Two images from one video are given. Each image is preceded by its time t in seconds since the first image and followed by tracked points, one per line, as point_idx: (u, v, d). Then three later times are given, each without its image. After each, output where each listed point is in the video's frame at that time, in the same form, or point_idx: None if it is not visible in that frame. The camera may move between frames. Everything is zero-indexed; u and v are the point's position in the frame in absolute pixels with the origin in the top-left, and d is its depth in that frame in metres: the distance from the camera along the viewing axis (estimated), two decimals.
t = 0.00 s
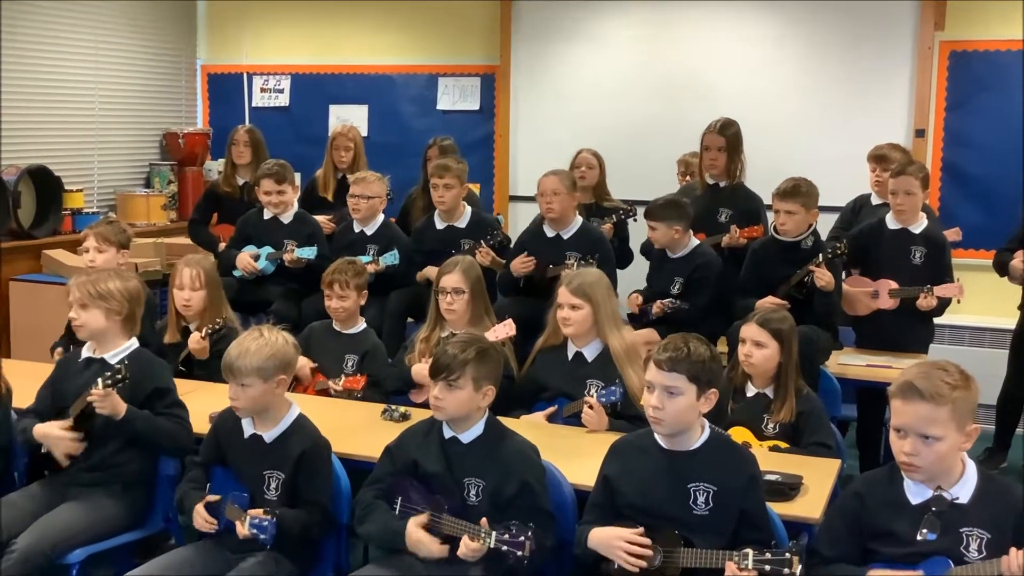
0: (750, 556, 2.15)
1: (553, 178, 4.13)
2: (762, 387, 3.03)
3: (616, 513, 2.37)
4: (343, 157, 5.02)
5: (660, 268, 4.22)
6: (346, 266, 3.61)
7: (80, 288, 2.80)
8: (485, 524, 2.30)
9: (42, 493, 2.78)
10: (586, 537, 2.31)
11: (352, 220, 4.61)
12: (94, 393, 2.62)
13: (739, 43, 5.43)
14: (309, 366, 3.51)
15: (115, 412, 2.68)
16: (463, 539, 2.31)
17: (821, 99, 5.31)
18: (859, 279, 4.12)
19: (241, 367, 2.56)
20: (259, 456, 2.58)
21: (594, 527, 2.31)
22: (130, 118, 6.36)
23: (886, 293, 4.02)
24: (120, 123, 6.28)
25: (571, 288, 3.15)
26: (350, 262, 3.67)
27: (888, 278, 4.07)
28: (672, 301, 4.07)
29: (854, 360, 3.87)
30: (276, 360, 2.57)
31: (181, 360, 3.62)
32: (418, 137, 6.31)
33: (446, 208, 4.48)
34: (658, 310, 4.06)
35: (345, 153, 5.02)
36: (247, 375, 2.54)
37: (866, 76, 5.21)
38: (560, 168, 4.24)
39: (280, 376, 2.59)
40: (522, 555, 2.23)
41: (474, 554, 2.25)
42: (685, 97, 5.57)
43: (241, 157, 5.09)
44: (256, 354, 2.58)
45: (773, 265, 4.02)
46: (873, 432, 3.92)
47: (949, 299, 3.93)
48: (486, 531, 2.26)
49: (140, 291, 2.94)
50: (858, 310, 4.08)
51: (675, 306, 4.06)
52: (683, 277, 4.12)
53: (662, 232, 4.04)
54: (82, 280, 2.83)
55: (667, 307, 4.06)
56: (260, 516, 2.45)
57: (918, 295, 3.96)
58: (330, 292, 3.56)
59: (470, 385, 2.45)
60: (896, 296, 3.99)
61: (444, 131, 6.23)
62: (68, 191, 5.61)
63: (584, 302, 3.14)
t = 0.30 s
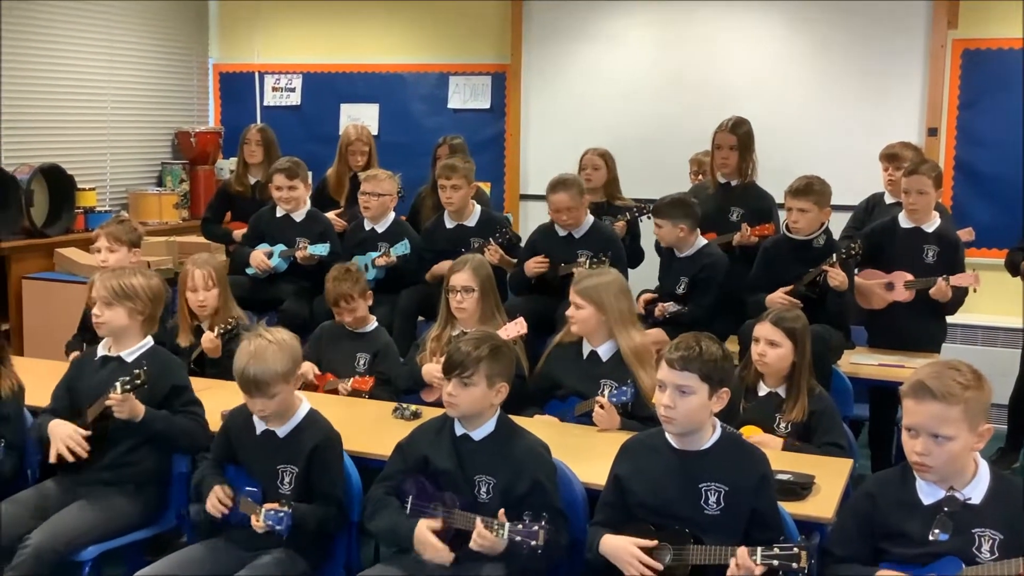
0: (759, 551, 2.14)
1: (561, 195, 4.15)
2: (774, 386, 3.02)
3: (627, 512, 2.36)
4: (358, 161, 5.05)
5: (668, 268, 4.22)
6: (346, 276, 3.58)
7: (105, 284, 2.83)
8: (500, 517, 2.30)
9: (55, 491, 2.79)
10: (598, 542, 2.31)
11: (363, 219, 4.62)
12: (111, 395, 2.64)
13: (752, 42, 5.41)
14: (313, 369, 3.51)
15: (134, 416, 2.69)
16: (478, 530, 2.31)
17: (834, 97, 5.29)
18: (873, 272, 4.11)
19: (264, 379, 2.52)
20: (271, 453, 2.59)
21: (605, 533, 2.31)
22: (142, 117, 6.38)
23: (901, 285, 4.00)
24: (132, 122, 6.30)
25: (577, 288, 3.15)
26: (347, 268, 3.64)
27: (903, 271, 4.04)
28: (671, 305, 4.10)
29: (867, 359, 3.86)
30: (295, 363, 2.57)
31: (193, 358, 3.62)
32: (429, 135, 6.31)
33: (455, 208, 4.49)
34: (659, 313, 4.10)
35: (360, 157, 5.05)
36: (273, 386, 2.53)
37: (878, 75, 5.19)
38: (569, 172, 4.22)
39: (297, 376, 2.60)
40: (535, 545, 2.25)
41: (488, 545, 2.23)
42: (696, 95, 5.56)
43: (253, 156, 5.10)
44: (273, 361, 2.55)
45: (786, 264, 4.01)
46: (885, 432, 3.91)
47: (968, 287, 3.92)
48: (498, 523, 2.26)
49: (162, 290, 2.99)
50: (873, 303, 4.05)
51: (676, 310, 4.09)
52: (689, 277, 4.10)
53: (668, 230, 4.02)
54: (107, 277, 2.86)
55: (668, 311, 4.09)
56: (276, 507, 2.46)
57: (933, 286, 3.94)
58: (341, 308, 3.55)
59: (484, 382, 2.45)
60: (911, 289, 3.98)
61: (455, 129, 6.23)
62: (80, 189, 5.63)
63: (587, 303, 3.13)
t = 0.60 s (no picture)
0: (772, 549, 2.14)
1: (569, 204, 4.13)
2: (786, 387, 3.03)
3: (639, 512, 2.36)
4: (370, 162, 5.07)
5: (684, 268, 4.21)
6: (340, 282, 3.53)
7: (114, 284, 2.84)
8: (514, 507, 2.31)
9: (69, 490, 2.80)
10: (610, 544, 2.31)
11: (374, 219, 4.62)
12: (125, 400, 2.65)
13: (764, 41, 5.40)
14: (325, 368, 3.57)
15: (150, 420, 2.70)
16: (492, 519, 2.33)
17: (846, 97, 5.28)
18: (887, 271, 4.08)
19: (274, 385, 2.53)
20: (282, 452, 2.59)
21: (617, 533, 2.31)
22: (154, 118, 6.40)
23: (915, 284, 3.98)
24: (145, 122, 6.33)
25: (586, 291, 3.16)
26: (341, 274, 3.59)
27: (917, 270, 4.02)
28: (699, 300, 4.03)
29: (879, 360, 3.85)
30: (303, 366, 2.58)
31: (206, 356, 3.65)
32: (440, 135, 6.31)
33: (466, 209, 4.49)
34: (684, 309, 4.03)
35: (371, 158, 5.07)
36: (283, 391, 2.54)
37: (891, 75, 5.17)
38: (573, 180, 4.20)
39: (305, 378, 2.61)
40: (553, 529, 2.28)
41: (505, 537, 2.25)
42: (708, 94, 5.55)
43: (267, 156, 5.12)
44: (282, 365, 2.55)
45: (798, 264, 4.00)
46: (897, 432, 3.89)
47: (981, 285, 3.89)
48: (514, 512, 2.28)
49: (168, 289, 3.01)
50: (888, 303, 4.02)
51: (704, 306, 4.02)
52: (707, 278, 4.09)
53: (688, 229, 4.02)
54: (116, 276, 2.87)
55: (696, 305, 4.02)
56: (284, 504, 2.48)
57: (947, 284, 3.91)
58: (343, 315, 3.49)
59: (495, 381, 2.45)
60: (927, 286, 3.95)
61: (465, 129, 6.23)
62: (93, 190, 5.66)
63: (597, 305, 3.13)
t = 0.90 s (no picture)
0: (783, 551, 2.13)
1: (580, 205, 4.13)
2: (798, 389, 3.02)
3: (650, 513, 2.36)
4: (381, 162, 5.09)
5: (693, 273, 4.16)
6: (366, 271, 3.59)
7: (126, 287, 2.86)
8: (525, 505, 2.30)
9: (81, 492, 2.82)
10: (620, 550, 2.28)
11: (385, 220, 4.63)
12: (142, 405, 2.67)
13: (775, 42, 5.39)
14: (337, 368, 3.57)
15: (165, 426, 2.71)
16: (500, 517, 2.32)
17: (857, 97, 5.27)
18: (897, 278, 4.08)
19: (281, 388, 2.53)
20: (291, 453, 2.60)
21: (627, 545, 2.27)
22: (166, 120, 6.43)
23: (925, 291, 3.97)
24: (157, 124, 6.35)
25: (603, 291, 3.15)
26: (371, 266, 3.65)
27: (929, 277, 4.02)
28: (745, 299, 3.95)
29: (890, 362, 3.84)
30: (310, 368, 2.58)
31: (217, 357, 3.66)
32: (452, 137, 6.32)
33: (476, 211, 4.50)
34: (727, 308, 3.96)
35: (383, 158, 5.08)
36: (291, 394, 2.54)
37: (902, 76, 5.16)
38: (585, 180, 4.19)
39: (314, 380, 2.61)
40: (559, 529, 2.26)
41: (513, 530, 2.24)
42: (718, 95, 5.55)
43: (278, 158, 5.14)
44: (289, 368, 2.55)
45: (810, 265, 3.99)
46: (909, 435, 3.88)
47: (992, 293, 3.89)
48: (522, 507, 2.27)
49: (179, 290, 3.03)
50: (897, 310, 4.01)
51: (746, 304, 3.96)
52: (727, 279, 4.07)
53: (694, 235, 4.00)
54: (126, 278, 2.90)
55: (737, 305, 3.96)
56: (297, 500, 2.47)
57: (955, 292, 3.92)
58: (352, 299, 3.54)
59: (505, 382, 2.45)
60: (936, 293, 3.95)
61: (476, 131, 6.24)
62: (106, 191, 5.69)
63: (616, 307, 3.12)
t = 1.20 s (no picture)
0: (796, 556, 2.11)
1: (593, 195, 4.14)
2: (811, 391, 3.01)
3: (662, 514, 2.35)
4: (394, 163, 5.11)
5: (704, 275, 4.13)
6: (388, 269, 3.63)
7: (142, 287, 2.88)
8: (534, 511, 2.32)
9: (95, 491, 2.83)
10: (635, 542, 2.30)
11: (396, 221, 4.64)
12: (156, 404, 2.68)
13: (787, 43, 5.39)
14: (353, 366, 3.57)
15: (179, 426, 2.72)
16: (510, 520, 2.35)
17: (870, 99, 5.25)
18: (910, 279, 4.05)
19: (308, 389, 2.54)
20: (300, 453, 2.60)
21: (644, 532, 2.31)
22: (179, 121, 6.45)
23: (938, 292, 3.95)
24: (171, 126, 6.38)
25: (611, 292, 3.15)
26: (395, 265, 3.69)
27: (942, 279, 4.00)
28: (746, 301, 3.93)
29: (903, 364, 3.83)
30: (334, 374, 2.60)
31: (230, 358, 3.67)
32: (463, 138, 6.34)
33: (486, 214, 4.50)
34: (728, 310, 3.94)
35: (397, 159, 5.10)
36: (313, 397, 2.55)
37: (915, 77, 5.15)
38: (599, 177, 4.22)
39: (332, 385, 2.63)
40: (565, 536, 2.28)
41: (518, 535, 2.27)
42: (731, 97, 5.54)
43: (291, 159, 5.16)
44: (317, 371, 2.56)
45: (823, 266, 3.99)
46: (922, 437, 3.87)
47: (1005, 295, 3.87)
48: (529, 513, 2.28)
49: (196, 290, 3.04)
50: (910, 311, 3.99)
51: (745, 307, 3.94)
52: (733, 282, 4.05)
53: (697, 240, 4.00)
54: (143, 279, 2.90)
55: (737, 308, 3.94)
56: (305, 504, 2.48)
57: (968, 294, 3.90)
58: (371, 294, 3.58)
59: (516, 384, 2.46)
60: (949, 296, 3.93)
61: (488, 132, 6.25)
62: (119, 192, 5.72)
63: (623, 306, 3.12)
